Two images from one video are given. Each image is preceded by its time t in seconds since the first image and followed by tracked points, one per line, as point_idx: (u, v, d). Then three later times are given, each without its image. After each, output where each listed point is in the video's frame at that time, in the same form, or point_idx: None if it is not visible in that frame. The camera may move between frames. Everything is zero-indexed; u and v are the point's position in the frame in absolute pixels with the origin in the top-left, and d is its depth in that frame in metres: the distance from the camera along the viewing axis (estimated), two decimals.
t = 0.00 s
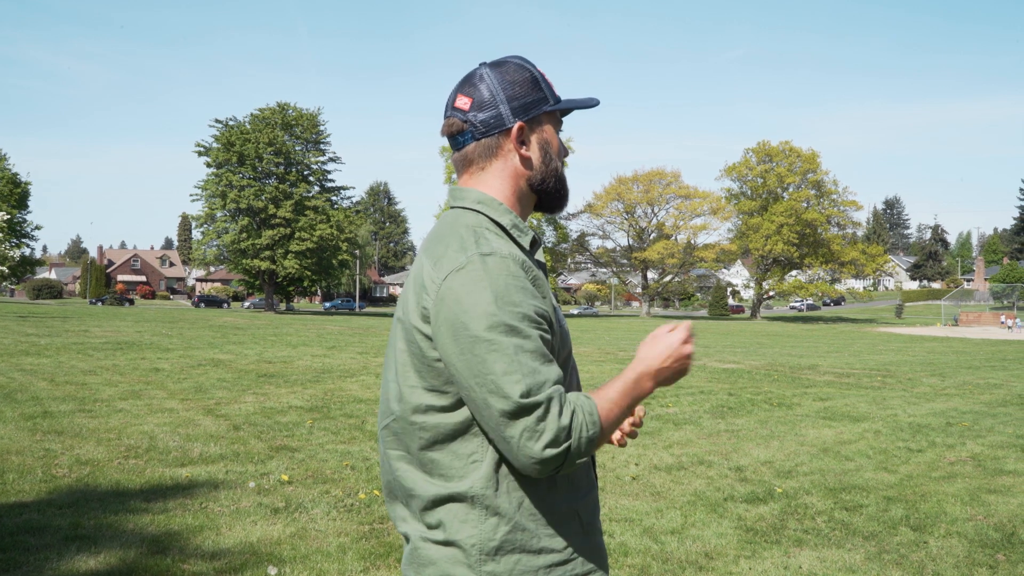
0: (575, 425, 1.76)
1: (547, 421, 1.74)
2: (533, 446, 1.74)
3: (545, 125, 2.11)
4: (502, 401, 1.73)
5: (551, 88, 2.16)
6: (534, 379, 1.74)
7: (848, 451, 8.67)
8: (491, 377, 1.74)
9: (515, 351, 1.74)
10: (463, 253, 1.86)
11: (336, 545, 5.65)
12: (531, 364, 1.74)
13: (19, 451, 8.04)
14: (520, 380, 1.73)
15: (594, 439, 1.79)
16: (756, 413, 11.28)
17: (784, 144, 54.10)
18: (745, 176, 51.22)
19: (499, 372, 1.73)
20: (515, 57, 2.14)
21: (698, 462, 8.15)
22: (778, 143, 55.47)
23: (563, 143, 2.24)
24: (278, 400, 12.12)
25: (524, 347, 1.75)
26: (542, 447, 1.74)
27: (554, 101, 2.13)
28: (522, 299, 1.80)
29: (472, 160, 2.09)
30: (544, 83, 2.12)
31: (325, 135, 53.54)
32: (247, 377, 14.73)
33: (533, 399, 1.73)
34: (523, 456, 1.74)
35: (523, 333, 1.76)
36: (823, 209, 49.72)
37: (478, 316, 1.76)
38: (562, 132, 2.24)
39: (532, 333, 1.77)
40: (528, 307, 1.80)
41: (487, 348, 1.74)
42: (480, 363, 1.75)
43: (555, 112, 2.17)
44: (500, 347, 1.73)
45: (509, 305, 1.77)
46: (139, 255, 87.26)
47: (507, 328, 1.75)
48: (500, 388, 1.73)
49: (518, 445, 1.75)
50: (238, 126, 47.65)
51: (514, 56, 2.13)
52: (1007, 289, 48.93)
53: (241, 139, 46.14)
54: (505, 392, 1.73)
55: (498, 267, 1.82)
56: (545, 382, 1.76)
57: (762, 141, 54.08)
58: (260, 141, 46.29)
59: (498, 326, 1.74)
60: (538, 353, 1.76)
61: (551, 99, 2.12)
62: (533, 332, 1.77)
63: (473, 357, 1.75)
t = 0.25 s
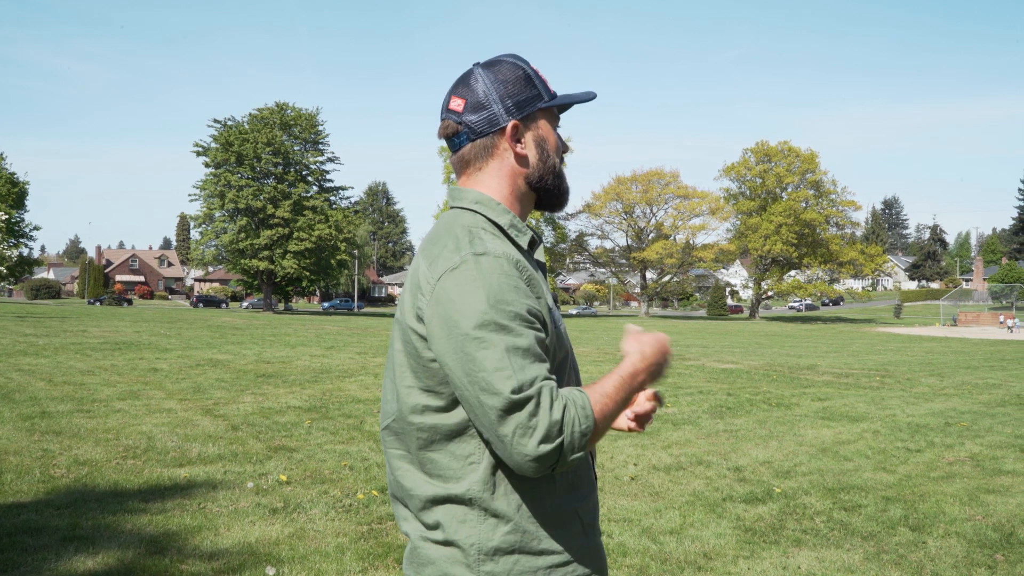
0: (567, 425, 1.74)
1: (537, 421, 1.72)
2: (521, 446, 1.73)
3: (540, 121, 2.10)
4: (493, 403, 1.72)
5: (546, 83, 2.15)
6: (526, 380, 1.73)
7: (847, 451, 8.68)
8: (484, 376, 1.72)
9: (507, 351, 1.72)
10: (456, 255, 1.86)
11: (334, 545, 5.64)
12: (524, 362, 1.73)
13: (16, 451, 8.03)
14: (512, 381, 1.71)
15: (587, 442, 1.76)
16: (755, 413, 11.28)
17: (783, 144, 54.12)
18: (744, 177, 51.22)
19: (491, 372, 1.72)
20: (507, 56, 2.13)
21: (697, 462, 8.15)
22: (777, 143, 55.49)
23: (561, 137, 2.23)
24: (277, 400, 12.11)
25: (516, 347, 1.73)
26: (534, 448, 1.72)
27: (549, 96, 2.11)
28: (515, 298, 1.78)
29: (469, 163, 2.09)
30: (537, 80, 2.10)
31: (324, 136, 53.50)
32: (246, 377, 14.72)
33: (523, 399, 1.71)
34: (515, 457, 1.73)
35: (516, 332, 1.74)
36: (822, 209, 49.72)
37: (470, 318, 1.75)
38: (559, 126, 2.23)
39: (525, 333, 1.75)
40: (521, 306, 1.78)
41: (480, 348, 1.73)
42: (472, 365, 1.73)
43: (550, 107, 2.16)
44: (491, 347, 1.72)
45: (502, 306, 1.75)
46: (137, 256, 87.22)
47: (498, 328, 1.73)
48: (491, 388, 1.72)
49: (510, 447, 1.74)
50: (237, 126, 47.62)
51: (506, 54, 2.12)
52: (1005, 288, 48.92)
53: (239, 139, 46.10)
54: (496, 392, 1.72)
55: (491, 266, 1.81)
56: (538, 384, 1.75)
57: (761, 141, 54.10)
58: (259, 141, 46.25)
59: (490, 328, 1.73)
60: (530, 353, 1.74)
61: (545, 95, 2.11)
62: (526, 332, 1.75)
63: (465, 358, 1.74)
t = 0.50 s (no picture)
0: (559, 429, 1.73)
1: (530, 425, 1.72)
2: (516, 449, 1.73)
3: (528, 120, 2.08)
4: (490, 405, 1.72)
5: (539, 80, 2.11)
6: (523, 382, 1.73)
7: (845, 451, 8.67)
8: (481, 377, 1.72)
9: (505, 354, 1.72)
10: (455, 253, 1.85)
11: (332, 545, 5.63)
12: (520, 365, 1.73)
13: (14, 451, 8.02)
14: (510, 382, 1.71)
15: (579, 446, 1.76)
16: (752, 413, 11.28)
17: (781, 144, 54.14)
18: (742, 176, 51.26)
19: (488, 373, 1.72)
20: (500, 54, 2.12)
21: (695, 461, 8.14)
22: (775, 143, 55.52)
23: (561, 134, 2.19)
24: (274, 400, 12.10)
25: (513, 348, 1.73)
26: (531, 449, 1.72)
27: (538, 94, 2.07)
28: (514, 299, 1.78)
29: (461, 163, 2.11)
30: (526, 78, 2.08)
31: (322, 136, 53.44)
32: (244, 377, 14.71)
33: (517, 402, 1.71)
34: (513, 459, 1.73)
35: (513, 334, 1.74)
36: (820, 209, 49.75)
37: (467, 319, 1.75)
38: (559, 121, 2.19)
39: (522, 334, 1.75)
40: (519, 308, 1.78)
41: (477, 350, 1.73)
42: (468, 366, 1.74)
43: (545, 104, 2.12)
44: (487, 348, 1.72)
45: (500, 306, 1.75)
46: (135, 256, 87.13)
47: (495, 329, 1.73)
48: (488, 392, 1.72)
49: (503, 451, 1.74)
50: (235, 126, 47.59)
51: (499, 53, 2.11)
52: (1003, 288, 48.93)
53: (237, 138, 46.07)
54: (492, 394, 1.72)
55: (490, 266, 1.81)
56: (535, 385, 1.74)
57: (759, 141, 54.13)
58: (257, 140, 46.21)
59: (488, 329, 1.73)
60: (526, 355, 1.74)
61: (534, 94, 2.07)
62: (523, 334, 1.75)
63: (462, 360, 1.74)
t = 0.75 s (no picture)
0: (543, 430, 1.72)
1: (513, 426, 1.71)
2: (499, 449, 1.72)
3: (504, 121, 2.08)
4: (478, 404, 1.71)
5: (520, 75, 2.08)
6: (511, 381, 1.72)
7: (842, 451, 8.66)
8: (470, 376, 1.72)
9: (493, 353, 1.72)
10: (446, 253, 1.87)
11: (330, 545, 5.62)
12: (506, 365, 1.73)
13: (11, 451, 8.01)
14: (498, 381, 1.71)
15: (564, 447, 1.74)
16: (750, 413, 11.27)
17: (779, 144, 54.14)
18: (740, 176, 51.26)
19: (477, 371, 1.71)
20: (484, 53, 2.13)
21: (693, 461, 8.14)
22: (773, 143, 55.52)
23: (555, 126, 2.16)
24: (272, 401, 12.08)
25: (499, 347, 1.73)
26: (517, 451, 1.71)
27: (514, 92, 2.05)
28: (502, 298, 1.78)
29: (450, 168, 2.19)
30: (503, 77, 2.07)
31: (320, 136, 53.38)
32: (242, 377, 14.69)
33: (501, 402, 1.71)
34: (500, 460, 1.72)
35: (501, 333, 1.73)
36: (818, 209, 49.74)
37: (456, 319, 1.75)
38: (549, 114, 2.16)
39: (510, 334, 1.74)
40: (508, 307, 1.78)
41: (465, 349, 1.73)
42: (456, 367, 1.74)
43: (530, 99, 2.09)
44: (473, 347, 1.72)
45: (489, 305, 1.75)
46: (133, 256, 87.06)
47: (484, 330, 1.73)
48: (474, 391, 1.72)
49: (488, 452, 1.74)
50: (232, 126, 47.55)
51: (481, 55, 2.12)
52: (1001, 288, 48.90)
53: (235, 138, 46.05)
54: (479, 394, 1.71)
55: (479, 265, 1.81)
56: (524, 384, 1.74)
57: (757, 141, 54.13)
58: (254, 141, 46.18)
59: (474, 328, 1.73)
60: (514, 354, 1.74)
61: (509, 92, 2.04)
62: (511, 331, 1.75)
63: (451, 359, 1.74)
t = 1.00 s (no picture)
0: (529, 434, 1.73)
1: (500, 430, 1.72)
2: (486, 448, 1.72)
3: (489, 125, 2.11)
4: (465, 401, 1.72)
5: (505, 78, 2.10)
6: (498, 382, 1.73)
7: (841, 451, 8.67)
8: (457, 371, 1.73)
9: (483, 350, 1.72)
10: (442, 247, 1.89)
11: (328, 545, 5.62)
12: (494, 362, 1.74)
13: (9, 451, 7.99)
14: (485, 379, 1.71)
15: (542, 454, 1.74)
16: (748, 413, 11.28)
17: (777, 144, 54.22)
18: (738, 177, 51.33)
19: (466, 366, 1.72)
20: (469, 58, 2.17)
21: (691, 462, 8.14)
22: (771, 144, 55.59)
23: (546, 124, 2.17)
24: (271, 401, 12.07)
25: (490, 342, 1.74)
26: (501, 450, 1.71)
27: (496, 98, 2.07)
28: (494, 294, 1.78)
29: (447, 171, 2.24)
30: (485, 79, 2.10)
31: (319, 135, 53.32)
32: (240, 377, 14.68)
33: (488, 403, 1.71)
34: (485, 458, 1.72)
35: (489, 329, 1.74)
36: (816, 209, 49.81)
37: (447, 311, 1.76)
38: (541, 111, 2.16)
39: (499, 331, 1.75)
40: (499, 304, 1.78)
41: (455, 345, 1.74)
42: (447, 361, 1.74)
43: (514, 102, 2.10)
44: (462, 343, 1.73)
45: (479, 302, 1.76)
46: (131, 255, 86.95)
47: (472, 324, 1.74)
48: (460, 388, 1.73)
49: (472, 449, 1.74)
50: (231, 125, 47.51)
51: (465, 59, 2.17)
52: (999, 289, 48.97)
53: (233, 138, 46.02)
54: (466, 391, 1.72)
55: (472, 261, 1.83)
56: (510, 385, 1.74)
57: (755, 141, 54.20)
58: (253, 140, 46.15)
59: (463, 324, 1.74)
60: (504, 351, 1.74)
61: (493, 96, 2.08)
62: (501, 329, 1.76)
63: (440, 351, 1.75)
